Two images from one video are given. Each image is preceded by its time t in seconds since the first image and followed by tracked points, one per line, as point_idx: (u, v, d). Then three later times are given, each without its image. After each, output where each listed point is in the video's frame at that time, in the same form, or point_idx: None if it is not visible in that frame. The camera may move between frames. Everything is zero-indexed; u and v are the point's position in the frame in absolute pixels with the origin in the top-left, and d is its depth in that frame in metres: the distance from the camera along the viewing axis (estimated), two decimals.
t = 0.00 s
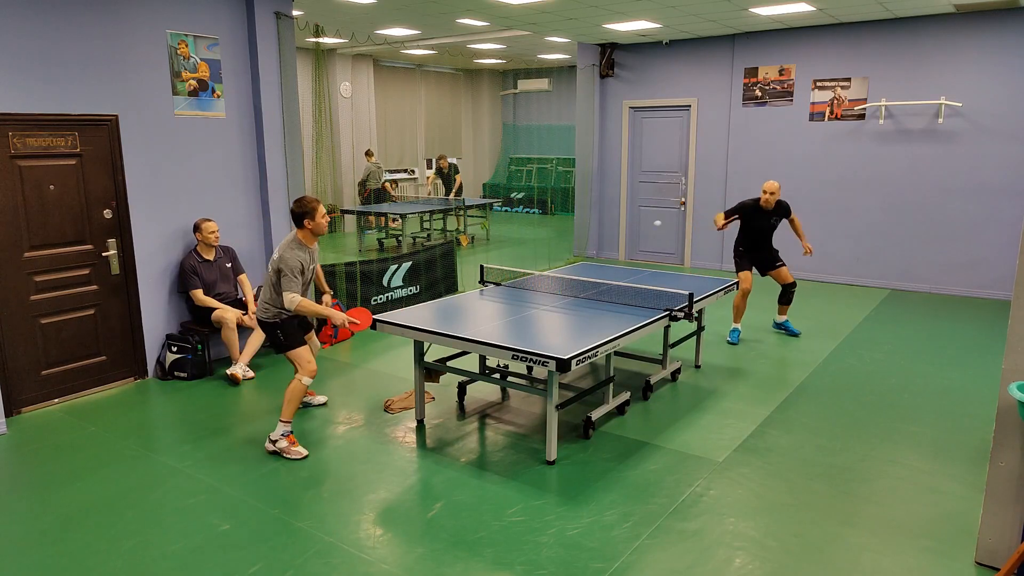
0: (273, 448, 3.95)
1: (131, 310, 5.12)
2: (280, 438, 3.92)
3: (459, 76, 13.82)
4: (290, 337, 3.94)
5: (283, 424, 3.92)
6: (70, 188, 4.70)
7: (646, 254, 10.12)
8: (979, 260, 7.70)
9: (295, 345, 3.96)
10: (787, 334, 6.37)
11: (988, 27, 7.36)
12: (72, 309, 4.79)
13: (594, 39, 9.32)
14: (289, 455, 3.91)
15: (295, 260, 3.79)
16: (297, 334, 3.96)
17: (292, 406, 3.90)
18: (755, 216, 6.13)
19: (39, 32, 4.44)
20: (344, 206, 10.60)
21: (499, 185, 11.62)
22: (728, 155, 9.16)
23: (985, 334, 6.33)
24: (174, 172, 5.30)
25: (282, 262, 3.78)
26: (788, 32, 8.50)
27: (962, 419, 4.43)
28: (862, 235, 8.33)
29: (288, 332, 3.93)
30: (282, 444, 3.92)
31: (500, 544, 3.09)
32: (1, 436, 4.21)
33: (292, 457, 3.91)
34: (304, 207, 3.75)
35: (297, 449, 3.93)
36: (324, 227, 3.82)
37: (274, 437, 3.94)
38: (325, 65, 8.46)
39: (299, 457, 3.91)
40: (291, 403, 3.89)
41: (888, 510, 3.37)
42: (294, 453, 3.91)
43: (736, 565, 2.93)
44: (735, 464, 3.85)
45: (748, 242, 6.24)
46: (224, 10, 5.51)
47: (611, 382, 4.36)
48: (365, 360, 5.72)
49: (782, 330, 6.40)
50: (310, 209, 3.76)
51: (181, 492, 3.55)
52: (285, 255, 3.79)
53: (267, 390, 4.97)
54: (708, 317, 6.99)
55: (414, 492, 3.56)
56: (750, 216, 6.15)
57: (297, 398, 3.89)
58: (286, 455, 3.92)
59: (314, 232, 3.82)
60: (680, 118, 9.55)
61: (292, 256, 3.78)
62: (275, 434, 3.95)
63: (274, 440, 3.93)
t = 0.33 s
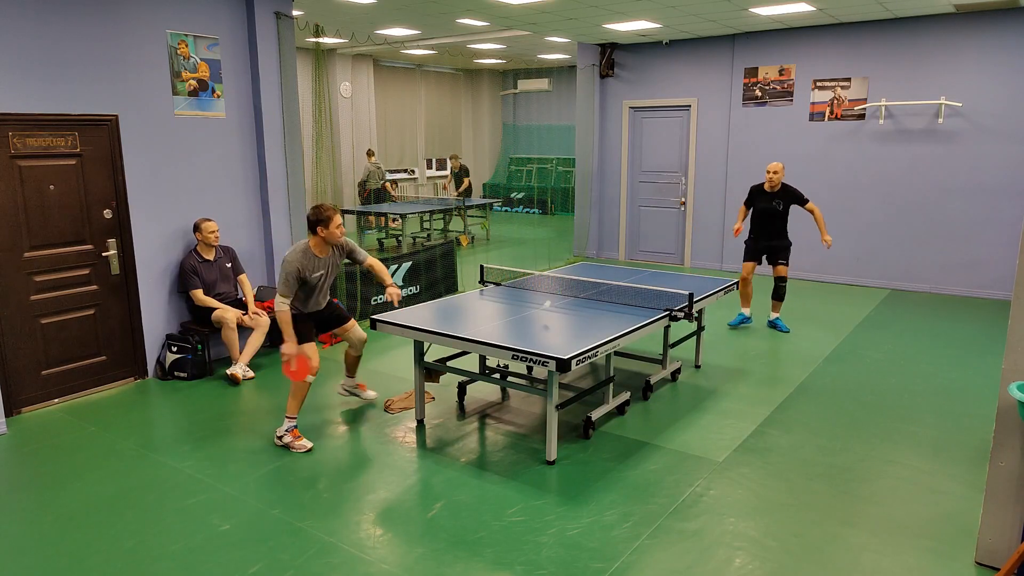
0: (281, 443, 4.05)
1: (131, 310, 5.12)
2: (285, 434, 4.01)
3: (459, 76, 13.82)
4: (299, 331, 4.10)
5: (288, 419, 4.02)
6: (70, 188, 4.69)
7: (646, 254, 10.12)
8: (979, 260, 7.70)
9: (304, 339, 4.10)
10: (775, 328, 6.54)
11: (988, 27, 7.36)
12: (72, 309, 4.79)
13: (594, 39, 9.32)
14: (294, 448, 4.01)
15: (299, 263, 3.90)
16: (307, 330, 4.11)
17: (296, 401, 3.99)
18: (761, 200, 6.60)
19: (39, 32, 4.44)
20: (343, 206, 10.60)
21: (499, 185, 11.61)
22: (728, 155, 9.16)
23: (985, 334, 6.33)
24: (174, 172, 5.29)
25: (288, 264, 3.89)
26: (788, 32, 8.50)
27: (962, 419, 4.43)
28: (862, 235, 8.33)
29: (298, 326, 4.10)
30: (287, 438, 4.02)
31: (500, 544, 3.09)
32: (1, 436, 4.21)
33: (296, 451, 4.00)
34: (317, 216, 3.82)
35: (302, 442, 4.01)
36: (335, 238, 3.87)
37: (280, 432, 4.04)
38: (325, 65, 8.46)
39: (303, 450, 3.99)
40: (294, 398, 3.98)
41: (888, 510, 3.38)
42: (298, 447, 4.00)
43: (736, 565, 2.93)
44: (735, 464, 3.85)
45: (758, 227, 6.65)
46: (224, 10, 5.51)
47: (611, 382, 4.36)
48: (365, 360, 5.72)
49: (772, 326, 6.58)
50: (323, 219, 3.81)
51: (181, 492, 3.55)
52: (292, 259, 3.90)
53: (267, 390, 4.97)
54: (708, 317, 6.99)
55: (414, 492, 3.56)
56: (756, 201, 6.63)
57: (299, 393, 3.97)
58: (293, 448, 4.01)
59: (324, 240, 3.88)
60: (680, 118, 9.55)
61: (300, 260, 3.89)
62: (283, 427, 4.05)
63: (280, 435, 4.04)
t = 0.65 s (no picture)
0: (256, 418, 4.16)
1: (131, 310, 5.12)
2: (264, 415, 4.12)
3: (459, 76, 13.83)
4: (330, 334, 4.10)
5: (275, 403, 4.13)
6: (69, 188, 4.69)
7: (646, 254, 10.13)
8: (978, 260, 7.70)
9: (329, 342, 4.12)
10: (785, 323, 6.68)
11: (988, 27, 7.36)
12: (73, 309, 4.79)
13: (594, 39, 9.32)
14: (265, 433, 4.12)
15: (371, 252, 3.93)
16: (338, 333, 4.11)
17: (289, 391, 4.13)
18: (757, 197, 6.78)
19: (39, 32, 4.44)
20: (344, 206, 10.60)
21: (498, 185, 11.61)
22: (728, 155, 9.16)
23: (985, 334, 6.33)
24: (174, 172, 5.29)
25: (360, 255, 3.92)
26: (788, 31, 8.49)
27: (962, 419, 4.43)
28: (862, 235, 8.33)
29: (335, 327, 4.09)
30: (263, 420, 4.13)
31: (500, 544, 3.09)
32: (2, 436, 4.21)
33: (266, 436, 4.11)
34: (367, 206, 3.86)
35: (273, 433, 4.11)
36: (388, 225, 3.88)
37: (259, 411, 4.14)
38: (325, 65, 8.46)
39: (271, 438, 4.11)
40: (289, 389, 4.13)
41: (888, 510, 3.38)
42: (269, 434, 4.11)
43: (736, 565, 2.93)
44: (735, 464, 3.85)
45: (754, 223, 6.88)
46: (224, 10, 5.51)
47: (611, 382, 4.36)
48: (365, 360, 5.72)
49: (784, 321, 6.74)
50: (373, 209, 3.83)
51: (182, 492, 3.55)
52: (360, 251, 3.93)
53: (267, 390, 4.98)
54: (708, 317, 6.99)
55: (414, 492, 3.56)
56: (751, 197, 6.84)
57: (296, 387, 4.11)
58: (262, 431, 4.12)
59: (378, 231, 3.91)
60: (679, 118, 9.55)
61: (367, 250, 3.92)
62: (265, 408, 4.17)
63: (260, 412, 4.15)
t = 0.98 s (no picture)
0: (273, 429, 4.14)
1: (131, 310, 5.12)
2: (281, 422, 4.09)
3: (459, 76, 13.83)
4: (334, 336, 4.10)
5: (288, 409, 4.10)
6: (69, 188, 4.69)
7: (646, 254, 10.12)
8: (978, 260, 7.70)
9: (333, 345, 4.10)
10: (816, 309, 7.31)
11: (988, 27, 7.36)
12: (72, 309, 4.79)
13: (594, 39, 9.32)
14: (288, 439, 4.09)
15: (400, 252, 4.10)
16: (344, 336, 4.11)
17: (303, 396, 4.08)
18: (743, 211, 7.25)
19: (40, 31, 4.45)
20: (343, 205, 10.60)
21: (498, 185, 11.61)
22: (728, 155, 9.16)
23: (985, 334, 6.33)
24: (174, 172, 5.29)
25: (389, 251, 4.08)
26: (788, 31, 8.49)
27: (962, 419, 4.43)
28: (862, 235, 8.33)
29: (337, 329, 4.10)
30: (282, 427, 4.10)
31: (500, 544, 3.09)
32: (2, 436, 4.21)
33: (289, 441, 4.09)
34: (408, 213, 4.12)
35: (296, 434, 4.09)
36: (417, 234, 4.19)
37: (276, 419, 4.12)
38: (325, 64, 8.46)
39: (295, 442, 4.08)
40: (301, 392, 4.07)
41: (888, 510, 3.38)
42: (291, 438, 4.08)
43: (736, 565, 2.93)
44: (735, 464, 3.85)
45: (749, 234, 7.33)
46: (224, 10, 5.51)
47: (611, 382, 4.36)
48: (365, 360, 5.71)
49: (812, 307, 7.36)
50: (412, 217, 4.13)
51: (181, 492, 3.55)
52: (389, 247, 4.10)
53: (267, 390, 4.98)
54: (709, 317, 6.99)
55: (414, 492, 3.56)
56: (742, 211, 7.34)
57: (308, 391, 4.05)
58: (286, 438, 4.10)
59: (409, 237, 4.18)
60: (680, 118, 9.55)
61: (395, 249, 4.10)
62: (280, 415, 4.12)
63: (276, 422, 4.12)
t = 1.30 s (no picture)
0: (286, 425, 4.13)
1: (131, 310, 5.12)
2: (296, 421, 4.08)
3: (459, 76, 13.84)
4: (327, 331, 4.00)
5: (301, 408, 4.09)
6: (69, 188, 4.69)
7: (646, 254, 10.13)
8: (979, 260, 7.70)
9: (331, 340, 4.01)
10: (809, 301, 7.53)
11: (988, 27, 7.35)
12: (73, 309, 4.79)
13: (594, 39, 9.32)
14: (300, 439, 4.09)
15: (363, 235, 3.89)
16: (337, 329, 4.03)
17: (311, 394, 4.08)
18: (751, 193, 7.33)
19: (40, 32, 4.45)
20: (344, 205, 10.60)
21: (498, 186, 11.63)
22: (728, 155, 9.16)
23: (985, 334, 6.33)
24: (173, 172, 5.29)
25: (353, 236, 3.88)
26: (788, 31, 8.49)
27: (962, 419, 4.43)
28: (862, 235, 8.33)
29: (327, 323, 3.99)
30: (295, 427, 4.09)
31: (500, 544, 3.09)
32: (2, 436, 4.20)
33: (300, 442, 4.09)
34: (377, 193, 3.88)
35: (308, 434, 4.11)
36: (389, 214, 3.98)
37: (290, 416, 4.10)
38: (325, 64, 8.46)
39: (307, 444, 4.08)
40: (309, 390, 4.07)
41: (888, 510, 3.38)
42: (304, 440, 4.08)
43: (736, 565, 2.93)
44: (735, 464, 3.85)
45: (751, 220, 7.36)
46: (224, 10, 5.51)
47: (611, 383, 4.36)
48: (365, 360, 5.72)
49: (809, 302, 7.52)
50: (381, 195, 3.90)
51: (181, 492, 3.55)
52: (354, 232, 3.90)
53: (267, 390, 4.98)
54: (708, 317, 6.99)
55: (414, 492, 3.56)
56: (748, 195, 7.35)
57: (316, 389, 4.06)
58: (297, 437, 4.10)
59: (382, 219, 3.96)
60: (679, 118, 9.55)
61: (359, 232, 3.89)
62: (289, 415, 4.12)
63: (290, 420, 4.10)
